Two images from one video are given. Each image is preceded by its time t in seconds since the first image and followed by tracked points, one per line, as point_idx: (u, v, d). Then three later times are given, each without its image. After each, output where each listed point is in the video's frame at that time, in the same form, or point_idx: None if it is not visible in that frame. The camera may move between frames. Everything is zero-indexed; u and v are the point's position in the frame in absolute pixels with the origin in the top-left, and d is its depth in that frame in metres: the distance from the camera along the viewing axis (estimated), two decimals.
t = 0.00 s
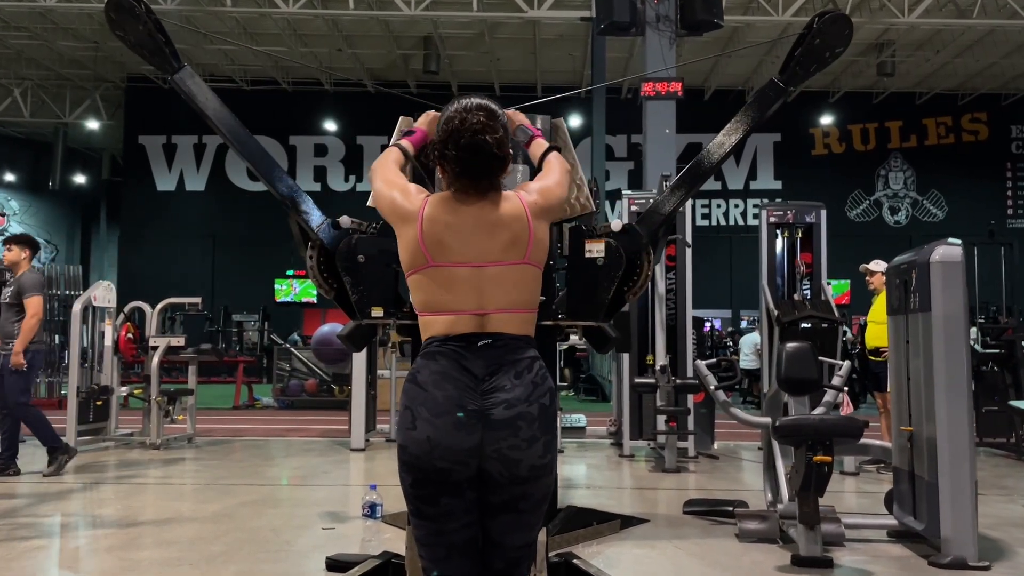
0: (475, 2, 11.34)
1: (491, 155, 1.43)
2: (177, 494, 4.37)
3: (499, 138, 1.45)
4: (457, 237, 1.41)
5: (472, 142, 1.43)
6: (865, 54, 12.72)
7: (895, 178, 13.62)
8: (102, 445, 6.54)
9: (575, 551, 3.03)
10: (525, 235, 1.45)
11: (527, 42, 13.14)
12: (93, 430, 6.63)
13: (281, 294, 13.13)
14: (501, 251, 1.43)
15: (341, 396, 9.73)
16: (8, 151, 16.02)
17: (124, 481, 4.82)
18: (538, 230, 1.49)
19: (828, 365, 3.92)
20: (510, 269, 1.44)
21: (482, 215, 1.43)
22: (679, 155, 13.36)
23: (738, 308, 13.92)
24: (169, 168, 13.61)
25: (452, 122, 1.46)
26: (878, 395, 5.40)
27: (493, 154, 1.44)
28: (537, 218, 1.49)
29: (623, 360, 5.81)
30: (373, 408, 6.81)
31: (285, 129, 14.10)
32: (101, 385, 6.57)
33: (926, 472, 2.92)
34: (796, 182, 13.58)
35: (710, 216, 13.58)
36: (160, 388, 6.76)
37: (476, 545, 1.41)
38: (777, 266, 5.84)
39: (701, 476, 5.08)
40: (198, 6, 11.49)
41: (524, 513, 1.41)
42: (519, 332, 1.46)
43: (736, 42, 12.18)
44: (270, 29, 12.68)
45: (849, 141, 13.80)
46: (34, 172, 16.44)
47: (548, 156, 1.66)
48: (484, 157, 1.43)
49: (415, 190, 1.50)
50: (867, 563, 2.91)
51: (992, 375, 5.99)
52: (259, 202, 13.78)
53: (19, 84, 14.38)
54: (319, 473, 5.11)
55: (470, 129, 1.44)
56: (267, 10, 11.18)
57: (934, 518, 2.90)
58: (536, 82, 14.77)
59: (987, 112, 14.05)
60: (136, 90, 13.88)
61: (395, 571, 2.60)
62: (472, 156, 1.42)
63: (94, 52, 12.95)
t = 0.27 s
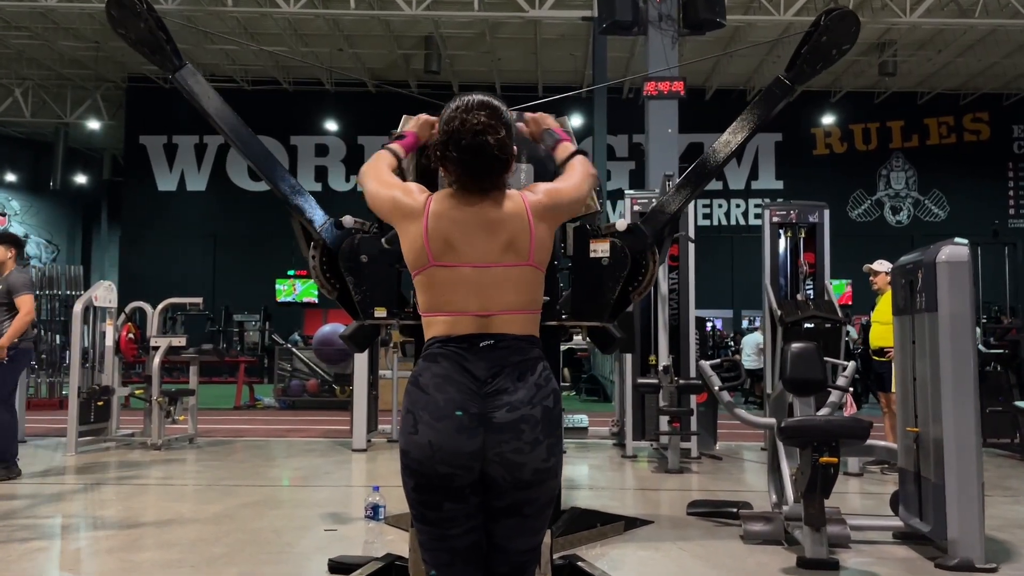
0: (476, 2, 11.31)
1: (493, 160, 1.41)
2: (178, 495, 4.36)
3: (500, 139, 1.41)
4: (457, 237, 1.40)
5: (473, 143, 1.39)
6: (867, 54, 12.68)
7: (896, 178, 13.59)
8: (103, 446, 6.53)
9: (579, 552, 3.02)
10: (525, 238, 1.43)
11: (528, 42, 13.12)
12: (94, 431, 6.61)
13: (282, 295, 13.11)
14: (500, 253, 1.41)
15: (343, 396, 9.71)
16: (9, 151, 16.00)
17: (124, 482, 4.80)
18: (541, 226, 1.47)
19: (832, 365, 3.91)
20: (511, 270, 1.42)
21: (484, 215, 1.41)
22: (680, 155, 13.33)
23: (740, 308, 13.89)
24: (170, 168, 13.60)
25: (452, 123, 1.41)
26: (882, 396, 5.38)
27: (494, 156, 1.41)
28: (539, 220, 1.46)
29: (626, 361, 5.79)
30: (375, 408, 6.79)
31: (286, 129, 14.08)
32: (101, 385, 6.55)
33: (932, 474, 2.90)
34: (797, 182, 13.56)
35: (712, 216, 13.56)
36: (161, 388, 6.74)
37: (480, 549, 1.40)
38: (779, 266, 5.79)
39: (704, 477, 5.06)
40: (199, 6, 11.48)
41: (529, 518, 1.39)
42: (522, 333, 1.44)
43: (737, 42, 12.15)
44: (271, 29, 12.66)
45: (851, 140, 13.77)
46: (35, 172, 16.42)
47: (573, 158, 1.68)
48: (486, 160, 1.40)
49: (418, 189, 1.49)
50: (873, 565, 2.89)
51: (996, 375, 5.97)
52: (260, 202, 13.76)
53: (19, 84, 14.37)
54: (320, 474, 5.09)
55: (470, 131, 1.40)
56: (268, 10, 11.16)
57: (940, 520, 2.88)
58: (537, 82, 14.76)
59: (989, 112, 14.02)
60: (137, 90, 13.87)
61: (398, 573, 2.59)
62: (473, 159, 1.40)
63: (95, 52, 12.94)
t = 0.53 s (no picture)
0: (477, 2, 11.29)
1: (493, 140, 1.37)
2: (179, 496, 4.34)
3: (499, 119, 1.37)
4: (453, 235, 1.38)
5: (470, 124, 1.36)
6: (869, 53, 12.65)
7: (898, 178, 13.55)
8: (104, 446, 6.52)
9: (583, 554, 3.00)
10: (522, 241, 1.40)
11: (529, 42, 13.11)
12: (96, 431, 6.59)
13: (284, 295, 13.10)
14: (496, 256, 1.39)
15: (344, 396, 9.69)
16: (10, 151, 16.00)
17: (126, 483, 4.78)
18: (541, 236, 1.42)
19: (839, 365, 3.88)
20: (507, 276, 1.39)
21: (480, 216, 1.38)
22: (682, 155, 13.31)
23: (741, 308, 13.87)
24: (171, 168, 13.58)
25: (448, 105, 1.39)
26: (886, 396, 5.35)
27: (493, 136, 1.37)
28: (540, 227, 1.42)
29: (628, 361, 5.78)
30: (376, 409, 6.78)
31: (287, 130, 14.07)
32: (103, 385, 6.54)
33: (938, 475, 2.88)
34: (798, 182, 13.53)
35: (713, 216, 13.54)
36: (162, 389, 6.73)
37: (480, 555, 1.38)
38: (783, 265, 5.79)
39: (708, 478, 5.04)
40: (200, 6, 11.47)
41: (531, 524, 1.37)
42: (523, 337, 1.41)
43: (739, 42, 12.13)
44: (271, 28, 12.65)
45: (853, 140, 13.74)
46: (36, 172, 16.42)
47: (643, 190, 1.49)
48: (484, 144, 1.37)
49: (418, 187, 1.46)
50: (879, 567, 2.88)
51: (1001, 376, 5.94)
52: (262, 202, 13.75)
53: (21, 84, 14.36)
54: (322, 474, 5.08)
55: (468, 110, 1.37)
56: (269, 10, 11.14)
57: (946, 522, 2.85)
58: (538, 81, 14.74)
59: (991, 112, 13.99)
60: (138, 90, 13.87)
61: None
62: (471, 143, 1.37)
63: (97, 52, 12.93)
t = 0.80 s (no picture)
0: (478, 1, 11.28)
1: (492, 126, 1.36)
2: (179, 496, 4.33)
3: (496, 104, 1.36)
4: (442, 228, 1.35)
5: (467, 108, 1.35)
6: (871, 52, 12.62)
7: (900, 178, 13.53)
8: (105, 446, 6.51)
9: (585, 555, 2.98)
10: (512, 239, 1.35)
11: (531, 41, 13.10)
12: (96, 431, 6.58)
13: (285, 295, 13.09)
14: (485, 253, 1.35)
15: (346, 396, 9.67)
16: (11, 150, 15.99)
17: (126, 483, 4.77)
18: (533, 239, 1.36)
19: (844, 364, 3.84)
20: (499, 278, 1.36)
21: (472, 212, 1.35)
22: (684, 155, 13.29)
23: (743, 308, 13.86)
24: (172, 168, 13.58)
25: (446, 94, 1.38)
26: (890, 396, 5.32)
27: (490, 119, 1.36)
28: (531, 229, 1.36)
29: (630, 361, 5.76)
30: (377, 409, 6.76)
31: (288, 129, 14.05)
32: (102, 386, 6.52)
33: (943, 476, 2.86)
34: (800, 182, 13.51)
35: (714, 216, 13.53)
36: (163, 389, 6.71)
37: (475, 562, 1.36)
38: (785, 266, 5.80)
39: (710, 479, 5.02)
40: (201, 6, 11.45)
41: (526, 531, 1.34)
42: (519, 340, 1.38)
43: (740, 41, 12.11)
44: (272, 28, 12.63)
45: (854, 140, 13.71)
46: (37, 172, 16.41)
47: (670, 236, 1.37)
48: (479, 131, 1.35)
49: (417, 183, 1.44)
50: (883, 569, 2.86)
51: (1004, 376, 5.92)
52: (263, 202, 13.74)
53: (21, 84, 14.35)
54: (323, 475, 5.06)
55: (464, 95, 1.36)
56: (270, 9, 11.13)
57: (951, 523, 2.83)
58: (539, 81, 14.72)
59: (993, 112, 13.96)
60: (139, 90, 13.85)
61: None
62: (467, 128, 1.35)
63: (97, 51, 12.92)
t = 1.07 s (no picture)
0: (480, 1, 11.27)
1: (505, 122, 1.33)
2: (180, 497, 4.31)
3: (507, 97, 1.33)
4: (450, 229, 1.33)
5: (477, 101, 1.32)
6: (872, 52, 12.60)
7: (901, 178, 13.51)
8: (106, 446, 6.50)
9: (589, 557, 2.97)
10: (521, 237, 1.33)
11: (532, 41, 13.09)
12: (97, 431, 6.57)
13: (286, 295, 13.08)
14: (494, 251, 1.33)
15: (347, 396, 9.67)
16: (12, 151, 15.99)
17: (126, 484, 4.75)
18: (541, 236, 1.35)
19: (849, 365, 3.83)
20: (508, 279, 1.34)
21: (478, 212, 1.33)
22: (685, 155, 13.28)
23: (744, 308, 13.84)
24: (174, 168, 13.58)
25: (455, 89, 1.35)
26: (894, 397, 5.29)
27: (501, 112, 1.33)
28: (541, 226, 1.34)
29: (633, 361, 5.75)
30: (379, 409, 6.74)
31: (289, 129, 14.04)
32: (104, 386, 6.51)
33: (949, 477, 2.84)
34: (801, 182, 13.48)
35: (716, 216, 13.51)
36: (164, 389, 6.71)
37: (484, 564, 1.34)
38: (788, 266, 5.77)
39: (713, 480, 5.00)
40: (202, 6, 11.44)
41: (535, 533, 1.33)
42: (527, 340, 1.36)
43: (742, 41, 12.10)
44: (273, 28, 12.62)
45: (856, 139, 13.67)
46: (38, 172, 16.41)
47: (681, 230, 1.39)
48: (490, 126, 1.33)
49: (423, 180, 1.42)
50: (889, 571, 2.84)
51: (1009, 377, 5.90)
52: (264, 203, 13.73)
53: (23, 84, 14.35)
54: (325, 476, 5.04)
55: (474, 89, 1.33)
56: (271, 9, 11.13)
57: (958, 525, 2.81)
58: (540, 81, 14.71)
59: (995, 112, 13.94)
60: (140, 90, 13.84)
61: None
62: (477, 123, 1.32)
63: (99, 51, 12.91)
